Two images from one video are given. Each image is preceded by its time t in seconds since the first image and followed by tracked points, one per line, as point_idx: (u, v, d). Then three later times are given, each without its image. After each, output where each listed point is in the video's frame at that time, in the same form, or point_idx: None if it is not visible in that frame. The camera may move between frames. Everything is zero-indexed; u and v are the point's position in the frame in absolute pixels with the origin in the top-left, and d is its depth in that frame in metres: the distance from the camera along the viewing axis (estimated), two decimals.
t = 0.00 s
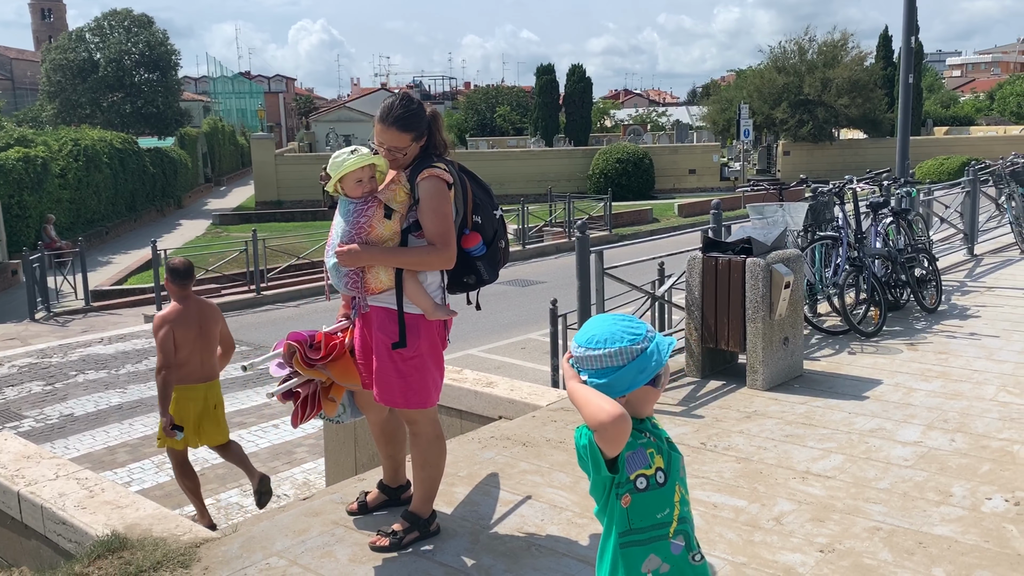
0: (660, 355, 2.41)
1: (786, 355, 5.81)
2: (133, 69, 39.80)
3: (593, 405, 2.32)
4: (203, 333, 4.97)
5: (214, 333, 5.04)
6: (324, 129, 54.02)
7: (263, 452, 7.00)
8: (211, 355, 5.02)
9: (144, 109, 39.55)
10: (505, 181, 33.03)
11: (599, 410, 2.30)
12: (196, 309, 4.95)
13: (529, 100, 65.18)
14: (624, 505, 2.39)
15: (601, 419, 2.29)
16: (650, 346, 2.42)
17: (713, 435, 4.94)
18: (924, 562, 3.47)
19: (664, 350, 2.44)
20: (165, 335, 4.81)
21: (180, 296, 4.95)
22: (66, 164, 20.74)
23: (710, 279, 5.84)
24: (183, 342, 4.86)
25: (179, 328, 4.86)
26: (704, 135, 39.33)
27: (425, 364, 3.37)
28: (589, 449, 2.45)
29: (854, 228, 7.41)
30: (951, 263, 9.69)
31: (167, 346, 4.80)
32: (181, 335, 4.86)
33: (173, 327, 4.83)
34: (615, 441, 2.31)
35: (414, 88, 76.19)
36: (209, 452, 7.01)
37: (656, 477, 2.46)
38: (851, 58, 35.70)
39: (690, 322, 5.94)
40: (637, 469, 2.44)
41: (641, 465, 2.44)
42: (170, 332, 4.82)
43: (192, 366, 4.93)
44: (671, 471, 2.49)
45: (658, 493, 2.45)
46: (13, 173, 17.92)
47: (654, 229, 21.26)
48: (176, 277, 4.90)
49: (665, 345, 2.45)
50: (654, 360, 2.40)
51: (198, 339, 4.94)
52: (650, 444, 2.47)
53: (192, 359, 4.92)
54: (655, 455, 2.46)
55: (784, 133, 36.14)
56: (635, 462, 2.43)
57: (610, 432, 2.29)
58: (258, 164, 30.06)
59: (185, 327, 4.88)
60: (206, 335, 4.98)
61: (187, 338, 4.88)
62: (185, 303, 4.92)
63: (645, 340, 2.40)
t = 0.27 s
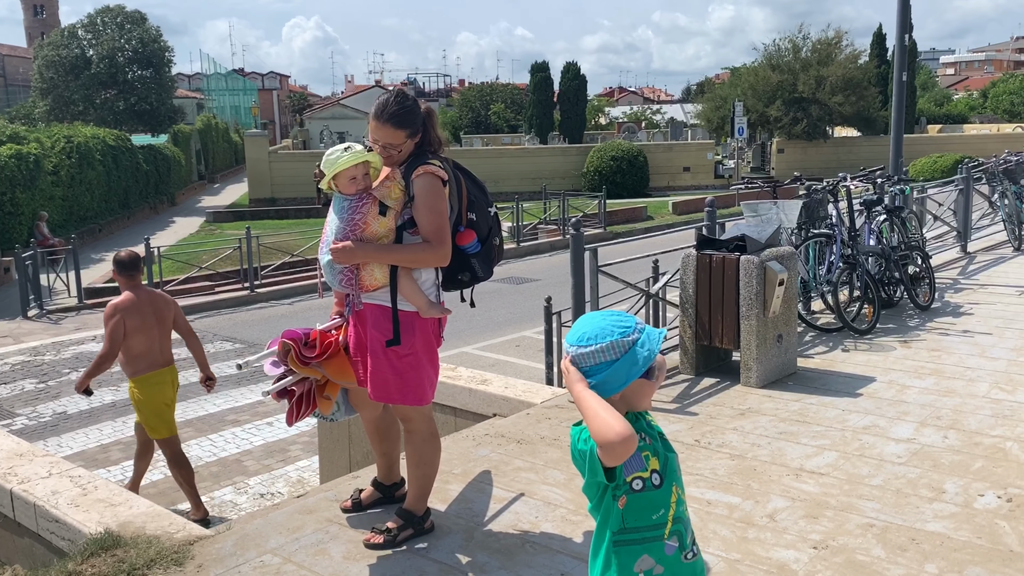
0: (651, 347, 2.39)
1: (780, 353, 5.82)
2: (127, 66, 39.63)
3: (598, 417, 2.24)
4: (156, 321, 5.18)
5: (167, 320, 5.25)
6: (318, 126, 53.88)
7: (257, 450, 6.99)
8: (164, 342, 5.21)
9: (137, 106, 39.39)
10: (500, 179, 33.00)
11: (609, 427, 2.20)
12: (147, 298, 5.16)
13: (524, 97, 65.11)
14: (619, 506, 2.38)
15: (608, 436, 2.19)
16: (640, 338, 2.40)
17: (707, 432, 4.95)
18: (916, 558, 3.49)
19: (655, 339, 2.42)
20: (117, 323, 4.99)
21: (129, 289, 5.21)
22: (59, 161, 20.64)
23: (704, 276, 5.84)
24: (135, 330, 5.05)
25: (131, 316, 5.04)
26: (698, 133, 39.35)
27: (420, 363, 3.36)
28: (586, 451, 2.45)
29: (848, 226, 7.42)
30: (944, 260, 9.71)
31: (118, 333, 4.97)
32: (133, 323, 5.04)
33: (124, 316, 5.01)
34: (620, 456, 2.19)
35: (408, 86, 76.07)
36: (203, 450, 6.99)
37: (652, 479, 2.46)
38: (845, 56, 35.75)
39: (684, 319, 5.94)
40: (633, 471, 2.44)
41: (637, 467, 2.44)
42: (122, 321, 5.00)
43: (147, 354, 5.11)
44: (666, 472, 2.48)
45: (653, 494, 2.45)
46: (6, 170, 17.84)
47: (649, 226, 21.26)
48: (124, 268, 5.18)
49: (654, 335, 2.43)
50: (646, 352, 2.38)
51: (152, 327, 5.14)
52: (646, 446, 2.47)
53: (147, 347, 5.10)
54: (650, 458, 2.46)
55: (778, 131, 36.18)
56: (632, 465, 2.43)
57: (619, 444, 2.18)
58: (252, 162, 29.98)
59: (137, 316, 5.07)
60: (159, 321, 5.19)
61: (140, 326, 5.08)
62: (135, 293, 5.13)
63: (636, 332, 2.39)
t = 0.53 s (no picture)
0: (648, 347, 2.39)
1: (773, 350, 5.83)
2: (118, 64, 39.49)
3: (598, 418, 2.26)
4: (108, 317, 5.44)
5: (116, 319, 5.52)
6: (312, 125, 53.77)
7: (251, 449, 6.97)
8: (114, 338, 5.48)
9: (129, 105, 39.26)
10: (493, 177, 32.98)
11: (608, 425, 2.24)
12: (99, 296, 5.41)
13: (517, 95, 65.09)
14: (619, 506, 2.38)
15: (607, 432, 2.23)
16: (637, 339, 2.40)
17: (701, 429, 4.96)
18: (909, 554, 3.50)
19: (652, 341, 2.41)
20: (73, 317, 5.23)
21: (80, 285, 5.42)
22: (50, 161, 20.56)
23: (697, 274, 5.85)
24: (89, 325, 5.30)
25: (85, 311, 5.30)
26: (691, 131, 39.40)
27: (414, 361, 3.36)
28: (586, 452, 2.43)
29: (841, 223, 7.45)
30: (937, 258, 9.75)
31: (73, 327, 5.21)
32: (87, 318, 5.30)
33: (80, 310, 5.25)
34: (620, 452, 2.24)
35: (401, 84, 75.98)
36: (196, 449, 6.98)
37: (652, 477, 2.45)
38: (838, 54, 35.83)
39: (678, 317, 5.95)
40: (634, 470, 2.43)
41: (637, 466, 2.44)
42: (76, 316, 5.24)
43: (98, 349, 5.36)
44: (665, 470, 2.48)
45: (655, 492, 2.44)
46: None
47: (642, 225, 21.28)
48: (74, 264, 5.41)
49: (652, 335, 2.42)
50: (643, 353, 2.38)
51: (105, 323, 5.40)
52: (644, 445, 2.46)
53: (99, 343, 5.35)
54: (649, 456, 2.46)
55: (770, 129, 36.24)
56: (631, 464, 2.43)
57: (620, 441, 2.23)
58: (244, 160, 29.91)
59: (91, 312, 5.32)
60: (110, 319, 5.45)
61: (93, 320, 5.33)
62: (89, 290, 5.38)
63: (632, 333, 2.38)
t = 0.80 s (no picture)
0: (646, 345, 2.39)
1: (766, 349, 5.85)
2: (110, 66, 39.36)
3: (605, 422, 2.27)
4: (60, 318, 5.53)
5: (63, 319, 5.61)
6: (304, 126, 53.70)
7: (244, 451, 6.96)
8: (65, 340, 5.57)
9: (121, 107, 39.13)
10: (487, 177, 32.98)
11: (618, 427, 2.25)
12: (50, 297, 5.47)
13: (510, 96, 65.11)
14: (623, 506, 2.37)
15: (616, 436, 2.24)
16: (634, 338, 2.40)
17: (694, 428, 4.97)
18: (902, 551, 3.51)
19: (649, 339, 2.42)
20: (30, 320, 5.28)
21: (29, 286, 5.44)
22: (42, 163, 20.49)
23: (690, 273, 5.86)
24: (44, 328, 5.38)
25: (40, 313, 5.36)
26: (684, 131, 39.47)
27: (407, 361, 3.36)
28: (590, 452, 2.42)
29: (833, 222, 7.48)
30: (928, 256, 9.79)
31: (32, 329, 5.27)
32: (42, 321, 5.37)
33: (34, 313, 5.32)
34: (630, 454, 2.26)
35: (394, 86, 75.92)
36: (190, 451, 6.96)
37: (656, 475, 2.45)
38: (829, 54, 35.95)
39: (671, 316, 5.96)
40: (639, 469, 2.42)
41: (641, 465, 2.43)
42: (32, 318, 5.30)
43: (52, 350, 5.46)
44: (666, 467, 2.49)
45: (660, 489, 2.44)
46: None
47: (635, 225, 21.32)
48: (22, 267, 5.42)
49: (647, 333, 2.43)
50: (641, 352, 2.38)
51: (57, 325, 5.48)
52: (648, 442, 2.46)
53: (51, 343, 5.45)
54: (651, 454, 2.46)
55: (762, 128, 36.34)
56: (636, 462, 2.42)
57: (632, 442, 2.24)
58: (237, 162, 29.84)
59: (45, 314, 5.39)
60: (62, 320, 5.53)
61: (47, 324, 5.40)
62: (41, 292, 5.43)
63: (629, 333, 2.39)
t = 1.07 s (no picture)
0: (652, 347, 2.39)
1: (760, 350, 5.86)
2: (102, 73, 39.28)
3: (620, 429, 2.25)
4: None
5: None
6: (297, 131, 53.65)
7: (240, 457, 6.95)
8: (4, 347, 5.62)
9: (113, 113, 39.05)
10: (480, 181, 32.97)
11: (628, 435, 2.23)
12: None
13: (503, 100, 65.22)
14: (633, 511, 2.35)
15: (631, 444, 2.21)
16: (640, 340, 2.39)
17: (690, 430, 4.98)
18: (898, 550, 3.52)
19: (655, 342, 2.41)
20: None
21: None
22: (34, 170, 20.43)
23: (684, 275, 5.87)
24: None
25: None
26: (677, 134, 39.57)
27: (403, 365, 3.36)
28: (600, 457, 2.37)
29: (826, 223, 7.51)
30: (921, 256, 9.83)
31: None
32: None
33: None
34: (642, 463, 2.23)
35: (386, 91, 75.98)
36: (185, 457, 6.94)
37: (662, 476, 2.42)
38: (821, 56, 36.08)
39: (665, 318, 5.98)
40: (648, 471, 2.39)
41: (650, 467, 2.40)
42: None
43: None
44: (670, 468, 2.47)
45: (668, 492, 2.42)
46: None
47: (630, 227, 21.35)
48: None
49: (653, 336, 2.43)
50: (648, 354, 2.37)
51: None
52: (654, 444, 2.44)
53: None
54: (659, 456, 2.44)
55: (755, 131, 36.46)
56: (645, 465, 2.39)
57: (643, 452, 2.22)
58: (230, 168, 29.79)
59: None
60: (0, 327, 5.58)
61: None
62: None
63: (636, 335, 2.38)
